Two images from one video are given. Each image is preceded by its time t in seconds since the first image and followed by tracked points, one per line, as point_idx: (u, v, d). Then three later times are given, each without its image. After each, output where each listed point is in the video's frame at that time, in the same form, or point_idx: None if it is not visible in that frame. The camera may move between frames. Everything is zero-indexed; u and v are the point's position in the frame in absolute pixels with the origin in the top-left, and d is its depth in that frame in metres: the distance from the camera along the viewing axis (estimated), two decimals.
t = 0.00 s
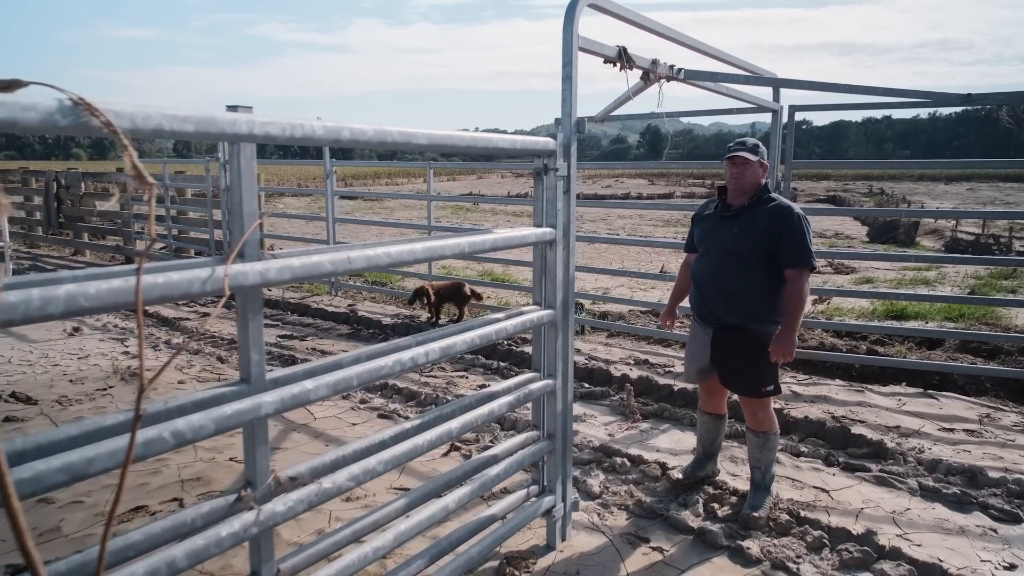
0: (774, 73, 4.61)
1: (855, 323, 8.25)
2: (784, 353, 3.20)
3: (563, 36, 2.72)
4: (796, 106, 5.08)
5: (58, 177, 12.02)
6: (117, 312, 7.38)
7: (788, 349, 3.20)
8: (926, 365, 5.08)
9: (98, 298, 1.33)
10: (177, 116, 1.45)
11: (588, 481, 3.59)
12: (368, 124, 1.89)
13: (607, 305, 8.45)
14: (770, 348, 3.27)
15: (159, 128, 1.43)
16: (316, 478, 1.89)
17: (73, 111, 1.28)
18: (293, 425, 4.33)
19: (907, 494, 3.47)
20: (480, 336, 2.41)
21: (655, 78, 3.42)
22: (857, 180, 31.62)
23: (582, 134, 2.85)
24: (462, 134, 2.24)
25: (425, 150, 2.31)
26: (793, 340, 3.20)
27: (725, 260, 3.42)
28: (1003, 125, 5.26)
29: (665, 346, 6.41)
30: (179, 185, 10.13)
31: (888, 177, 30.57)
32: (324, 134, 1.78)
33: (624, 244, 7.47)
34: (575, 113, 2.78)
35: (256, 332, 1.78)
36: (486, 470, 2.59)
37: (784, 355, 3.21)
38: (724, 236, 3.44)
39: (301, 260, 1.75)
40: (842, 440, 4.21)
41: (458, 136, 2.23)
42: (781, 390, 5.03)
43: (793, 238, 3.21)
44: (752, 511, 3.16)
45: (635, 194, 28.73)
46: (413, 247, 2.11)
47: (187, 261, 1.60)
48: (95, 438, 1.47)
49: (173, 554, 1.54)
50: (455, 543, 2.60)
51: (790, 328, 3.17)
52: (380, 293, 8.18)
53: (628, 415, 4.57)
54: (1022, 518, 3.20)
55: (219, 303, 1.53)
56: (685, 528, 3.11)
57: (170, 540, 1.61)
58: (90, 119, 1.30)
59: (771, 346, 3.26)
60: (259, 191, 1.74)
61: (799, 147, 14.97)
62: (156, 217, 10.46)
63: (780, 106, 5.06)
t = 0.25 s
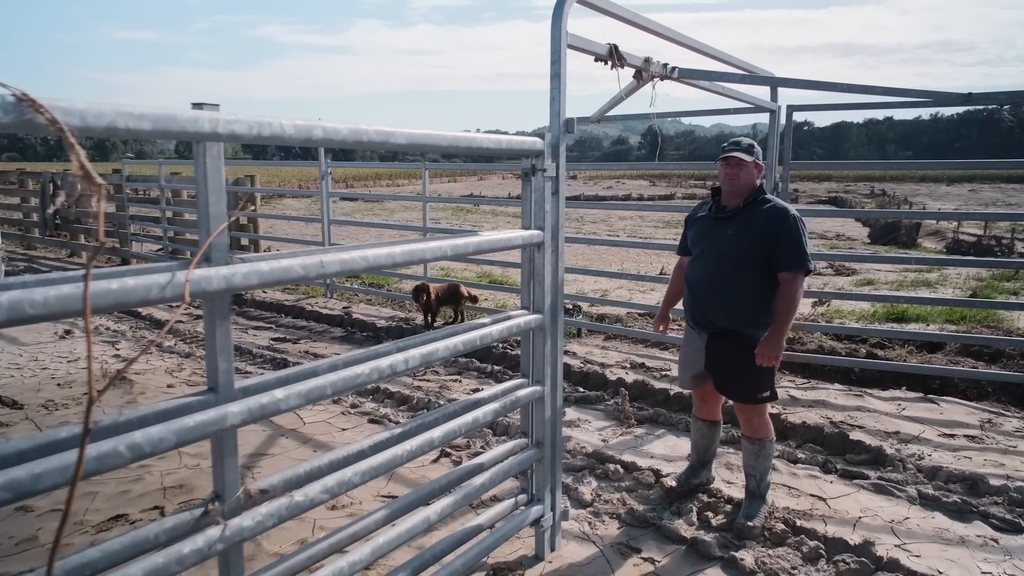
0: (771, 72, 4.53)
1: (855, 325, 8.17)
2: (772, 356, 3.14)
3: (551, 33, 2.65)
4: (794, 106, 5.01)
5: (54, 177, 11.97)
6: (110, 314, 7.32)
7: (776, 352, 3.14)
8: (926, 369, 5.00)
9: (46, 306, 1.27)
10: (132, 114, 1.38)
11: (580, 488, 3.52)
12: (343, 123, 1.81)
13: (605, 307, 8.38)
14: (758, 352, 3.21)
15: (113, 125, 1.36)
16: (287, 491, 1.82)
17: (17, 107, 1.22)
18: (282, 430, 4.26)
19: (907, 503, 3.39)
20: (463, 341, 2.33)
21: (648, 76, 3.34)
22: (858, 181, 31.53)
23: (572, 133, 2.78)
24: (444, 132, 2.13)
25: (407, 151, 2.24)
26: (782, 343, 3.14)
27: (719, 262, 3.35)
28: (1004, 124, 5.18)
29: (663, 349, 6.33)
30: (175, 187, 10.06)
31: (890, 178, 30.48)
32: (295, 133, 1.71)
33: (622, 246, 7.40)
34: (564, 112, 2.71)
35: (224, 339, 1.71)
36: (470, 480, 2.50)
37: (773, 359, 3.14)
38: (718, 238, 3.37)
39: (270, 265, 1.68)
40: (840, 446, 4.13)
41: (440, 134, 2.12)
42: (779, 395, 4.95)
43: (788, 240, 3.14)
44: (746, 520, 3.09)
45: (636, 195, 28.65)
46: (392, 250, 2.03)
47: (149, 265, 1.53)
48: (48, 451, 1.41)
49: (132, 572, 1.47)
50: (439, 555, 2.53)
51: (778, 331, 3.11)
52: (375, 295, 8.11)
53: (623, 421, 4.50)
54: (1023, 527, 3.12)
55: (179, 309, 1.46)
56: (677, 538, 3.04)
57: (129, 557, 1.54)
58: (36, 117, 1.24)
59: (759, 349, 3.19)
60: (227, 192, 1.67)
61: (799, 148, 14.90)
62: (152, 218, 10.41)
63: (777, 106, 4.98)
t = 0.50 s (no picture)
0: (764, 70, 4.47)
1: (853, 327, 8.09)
2: (758, 358, 3.06)
3: (533, 28, 2.58)
4: (788, 105, 4.94)
5: (49, 179, 11.93)
6: (102, 316, 7.27)
7: (761, 353, 3.07)
8: (923, 371, 4.92)
9: None
10: (73, 106, 1.32)
11: (567, 494, 3.45)
12: (306, 118, 1.74)
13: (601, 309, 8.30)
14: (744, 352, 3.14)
15: (52, 118, 1.29)
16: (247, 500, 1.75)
17: None
18: (266, 433, 4.19)
19: (900, 509, 3.31)
20: (438, 343, 2.26)
21: (636, 73, 3.27)
22: (859, 182, 31.43)
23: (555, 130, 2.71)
24: (418, 128, 2.05)
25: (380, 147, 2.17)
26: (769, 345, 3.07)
27: (707, 263, 3.28)
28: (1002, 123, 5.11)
29: (657, 351, 6.26)
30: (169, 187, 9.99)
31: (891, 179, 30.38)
32: (254, 128, 1.64)
33: (617, 247, 7.32)
34: (546, 110, 2.64)
35: (180, 343, 1.64)
36: (447, 487, 2.42)
37: (759, 360, 3.07)
38: (706, 238, 3.30)
39: (227, 264, 1.61)
40: (834, 450, 4.06)
41: (412, 130, 2.04)
42: (773, 398, 4.87)
43: (777, 240, 3.07)
44: (735, 527, 3.02)
45: (636, 196, 28.57)
46: (362, 249, 1.95)
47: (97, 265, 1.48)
48: None
49: None
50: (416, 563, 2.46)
51: (764, 332, 3.04)
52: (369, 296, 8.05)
53: (614, 424, 4.43)
54: (1019, 535, 3.04)
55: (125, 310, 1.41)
56: (664, 545, 2.97)
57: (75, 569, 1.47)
58: None
59: (745, 351, 3.12)
60: (183, 187, 1.60)
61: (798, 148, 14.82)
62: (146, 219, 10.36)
63: (770, 105, 4.91)
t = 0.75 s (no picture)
0: (756, 67, 4.40)
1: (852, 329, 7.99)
2: (746, 362, 2.98)
3: (510, 22, 2.51)
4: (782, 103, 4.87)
5: (46, 179, 11.90)
6: (93, 316, 7.22)
7: (750, 357, 2.99)
8: (921, 375, 4.84)
9: None
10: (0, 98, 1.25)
11: (551, 500, 3.37)
12: (262, 113, 1.67)
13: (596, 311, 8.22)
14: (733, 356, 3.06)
15: None
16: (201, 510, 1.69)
17: None
18: (249, 436, 4.12)
19: (893, 517, 3.23)
20: (409, 347, 2.18)
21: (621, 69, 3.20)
22: (862, 182, 31.29)
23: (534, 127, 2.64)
24: (384, 123, 1.98)
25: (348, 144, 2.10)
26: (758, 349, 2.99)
27: (694, 264, 3.20)
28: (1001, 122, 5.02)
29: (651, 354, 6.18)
30: (164, 187, 9.93)
31: (895, 180, 30.23)
32: (203, 122, 1.56)
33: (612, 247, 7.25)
34: (524, 106, 2.57)
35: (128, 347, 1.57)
36: (419, 496, 2.35)
37: (748, 364, 2.99)
38: (692, 239, 3.23)
39: (174, 264, 1.54)
40: (827, 455, 3.98)
41: (379, 126, 1.97)
42: (767, 402, 4.79)
43: (765, 241, 3.00)
44: (722, 535, 2.95)
45: (638, 197, 28.47)
46: (325, 249, 1.88)
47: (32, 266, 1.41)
48: None
49: None
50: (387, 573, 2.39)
51: (753, 335, 2.97)
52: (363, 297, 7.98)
53: (603, 428, 4.35)
54: (1015, 545, 2.96)
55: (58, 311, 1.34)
56: (647, 554, 2.90)
57: None
58: None
59: (734, 354, 3.04)
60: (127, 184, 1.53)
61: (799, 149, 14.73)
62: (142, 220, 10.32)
63: (765, 104, 4.87)
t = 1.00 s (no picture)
0: (760, 65, 4.33)
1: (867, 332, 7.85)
2: (749, 368, 2.90)
3: (500, 20, 2.47)
4: (789, 101, 4.80)
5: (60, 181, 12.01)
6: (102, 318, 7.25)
7: (752, 362, 2.91)
8: (933, 380, 4.72)
9: None
10: None
11: (549, 506, 3.32)
12: (235, 114, 1.65)
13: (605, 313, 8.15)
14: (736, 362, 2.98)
15: None
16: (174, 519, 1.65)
17: None
18: (248, 438, 4.10)
19: (900, 527, 3.14)
20: (393, 352, 2.13)
21: (618, 67, 3.16)
22: (880, 182, 30.92)
23: (526, 127, 2.59)
24: (367, 124, 1.94)
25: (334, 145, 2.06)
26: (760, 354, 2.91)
27: (694, 267, 3.13)
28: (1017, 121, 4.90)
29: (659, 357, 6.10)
30: (175, 189, 9.98)
31: (913, 180, 29.84)
32: (172, 123, 1.52)
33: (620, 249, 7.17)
34: (515, 107, 2.52)
35: (98, 352, 1.54)
36: (406, 504, 2.30)
37: (751, 370, 2.91)
38: (692, 242, 3.16)
39: (142, 268, 1.50)
40: (834, 463, 3.89)
41: (361, 127, 1.94)
42: (775, 407, 4.70)
43: (767, 243, 2.92)
44: (721, 544, 2.88)
45: (652, 198, 28.28)
46: (305, 253, 1.84)
47: None
48: None
49: None
50: None
51: (755, 339, 2.89)
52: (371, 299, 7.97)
53: (606, 432, 4.28)
54: None
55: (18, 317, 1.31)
56: (644, 563, 2.84)
57: None
58: None
59: (735, 360, 2.96)
60: (94, 185, 1.51)
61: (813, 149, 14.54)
62: (153, 221, 10.37)
63: (772, 103, 4.84)
